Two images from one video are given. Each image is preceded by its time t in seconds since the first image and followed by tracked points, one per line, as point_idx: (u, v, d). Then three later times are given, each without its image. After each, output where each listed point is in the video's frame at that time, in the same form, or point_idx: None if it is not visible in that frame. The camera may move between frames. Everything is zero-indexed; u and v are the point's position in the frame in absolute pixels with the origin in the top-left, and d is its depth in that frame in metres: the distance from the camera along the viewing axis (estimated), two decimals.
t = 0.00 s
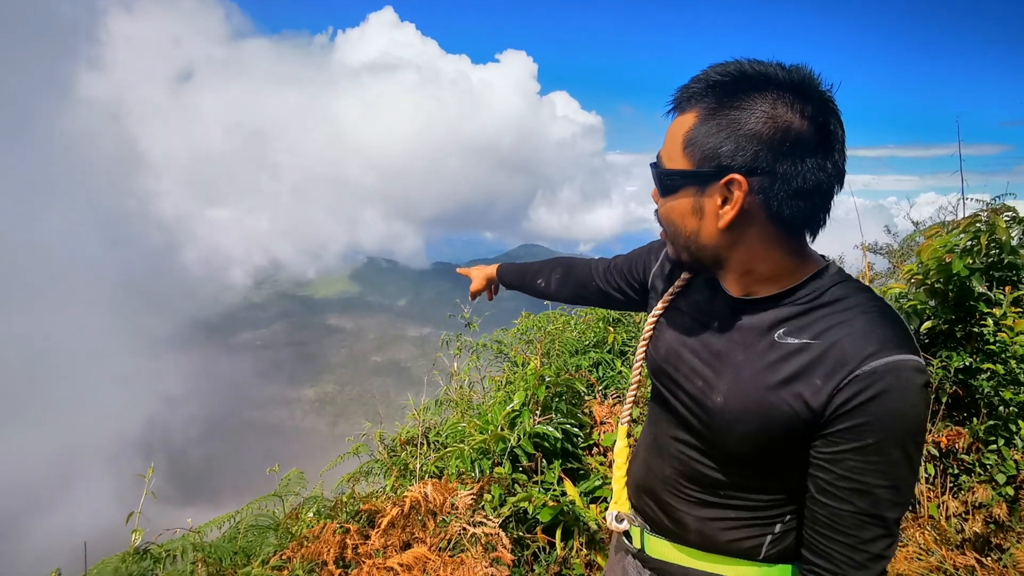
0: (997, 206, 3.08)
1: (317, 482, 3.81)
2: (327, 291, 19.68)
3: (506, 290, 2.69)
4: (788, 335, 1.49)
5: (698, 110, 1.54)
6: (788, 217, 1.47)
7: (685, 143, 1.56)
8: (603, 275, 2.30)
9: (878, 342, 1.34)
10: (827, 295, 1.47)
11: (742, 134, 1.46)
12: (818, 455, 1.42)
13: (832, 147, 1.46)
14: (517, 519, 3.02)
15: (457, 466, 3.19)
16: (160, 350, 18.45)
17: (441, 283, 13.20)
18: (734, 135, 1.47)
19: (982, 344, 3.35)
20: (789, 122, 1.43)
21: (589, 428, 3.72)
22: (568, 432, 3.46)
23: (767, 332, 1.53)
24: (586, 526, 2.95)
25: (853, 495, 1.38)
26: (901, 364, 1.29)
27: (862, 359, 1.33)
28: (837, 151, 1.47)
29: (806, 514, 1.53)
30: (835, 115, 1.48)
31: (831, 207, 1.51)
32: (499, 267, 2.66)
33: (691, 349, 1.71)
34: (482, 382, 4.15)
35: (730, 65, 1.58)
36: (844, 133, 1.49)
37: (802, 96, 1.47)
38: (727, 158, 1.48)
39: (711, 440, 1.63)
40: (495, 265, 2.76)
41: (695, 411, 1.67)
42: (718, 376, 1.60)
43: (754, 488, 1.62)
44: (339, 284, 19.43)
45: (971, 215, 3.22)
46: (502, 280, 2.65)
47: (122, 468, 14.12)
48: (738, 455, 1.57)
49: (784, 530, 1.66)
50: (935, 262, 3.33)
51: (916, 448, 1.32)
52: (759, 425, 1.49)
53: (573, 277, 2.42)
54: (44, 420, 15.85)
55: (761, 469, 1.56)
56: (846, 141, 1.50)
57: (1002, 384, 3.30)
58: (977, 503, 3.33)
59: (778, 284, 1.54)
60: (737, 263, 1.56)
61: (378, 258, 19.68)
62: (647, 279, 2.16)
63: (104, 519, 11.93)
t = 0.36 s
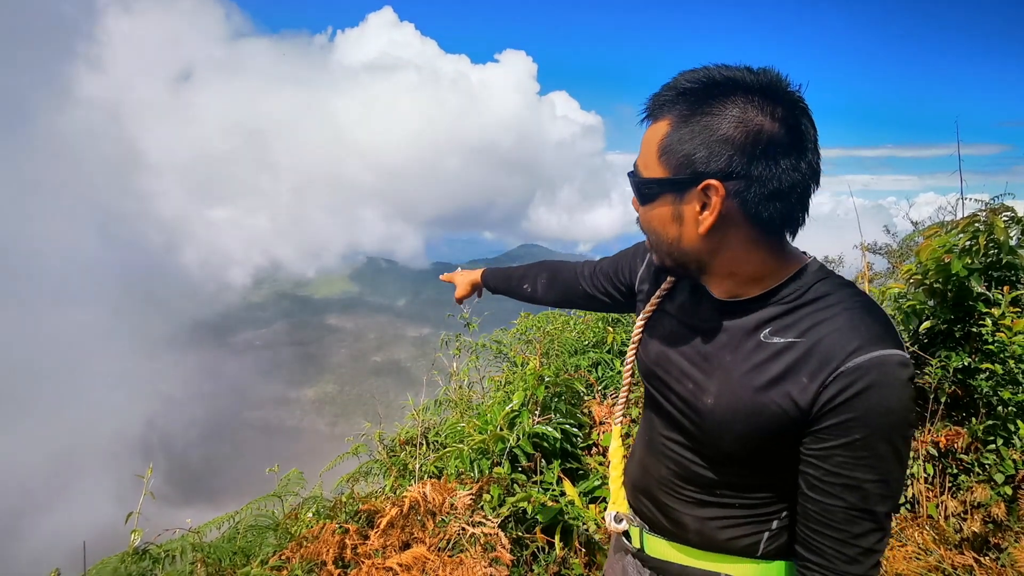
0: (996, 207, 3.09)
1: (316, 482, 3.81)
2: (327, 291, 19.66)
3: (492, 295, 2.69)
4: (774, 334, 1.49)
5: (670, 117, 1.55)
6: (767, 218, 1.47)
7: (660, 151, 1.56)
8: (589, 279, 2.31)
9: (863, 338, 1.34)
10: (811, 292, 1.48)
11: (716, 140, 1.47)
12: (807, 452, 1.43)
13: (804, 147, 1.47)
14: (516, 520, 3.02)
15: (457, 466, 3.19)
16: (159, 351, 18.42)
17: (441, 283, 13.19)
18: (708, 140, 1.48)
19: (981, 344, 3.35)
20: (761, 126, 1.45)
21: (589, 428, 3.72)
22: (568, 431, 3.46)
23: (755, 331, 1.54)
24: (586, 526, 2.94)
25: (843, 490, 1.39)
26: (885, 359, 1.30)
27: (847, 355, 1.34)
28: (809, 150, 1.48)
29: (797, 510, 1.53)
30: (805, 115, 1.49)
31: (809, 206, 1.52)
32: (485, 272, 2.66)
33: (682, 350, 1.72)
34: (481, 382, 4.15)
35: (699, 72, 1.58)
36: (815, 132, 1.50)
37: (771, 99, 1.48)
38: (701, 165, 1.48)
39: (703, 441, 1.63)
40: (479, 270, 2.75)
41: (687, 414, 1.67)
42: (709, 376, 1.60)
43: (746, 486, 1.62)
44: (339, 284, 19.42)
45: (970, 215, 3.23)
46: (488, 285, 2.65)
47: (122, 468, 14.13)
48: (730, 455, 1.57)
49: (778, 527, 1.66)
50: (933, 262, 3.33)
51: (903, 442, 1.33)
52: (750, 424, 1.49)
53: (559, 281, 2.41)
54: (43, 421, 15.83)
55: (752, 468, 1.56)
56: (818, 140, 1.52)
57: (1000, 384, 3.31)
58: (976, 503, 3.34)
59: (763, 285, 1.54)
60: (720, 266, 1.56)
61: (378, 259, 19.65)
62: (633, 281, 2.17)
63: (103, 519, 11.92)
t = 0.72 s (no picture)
0: (995, 207, 3.09)
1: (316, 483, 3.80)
2: (326, 291, 19.64)
3: (485, 297, 2.68)
4: (769, 335, 1.50)
5: (670, 117, 1.53)
6: (769, 217, 1.49)
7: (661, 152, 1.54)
8: (584, 281, 2.31)
9: (856, 338, 1.35)
10: (804, 293, 1.49)
11: (720, 139, 1.46)
12: (801, 452, 1.43)
13: (801, 144, 1.50)
14: (516, 520, 3.01)
15: (457, 467, 3.19)
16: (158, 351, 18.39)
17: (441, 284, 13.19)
18: (714, 139, 1.46)
19: (981, 344, 3.36)
20: (763, 125, 1.45)
21: (588, 428, 3.72)
22: (568, 432, 3.46)
23: (749, 332, 1.54)
24: (585, 527, 2.94)
25: (838, 490, 1.39)
26: (880, 360, 1.30)
27: (842, 355, 1.34)
28: (805, 146, 1.51)
29: (791, 509, 1.53)
30: (799, 112, 1.52)
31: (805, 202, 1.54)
32: (478, 275, 2.65)
33: (676, 352, 1.72)
34: (481, 382, 4.15)
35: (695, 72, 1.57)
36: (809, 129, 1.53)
37: (769, 97, 1.49)
38: (709, 164, 1.47)
39: (700, 443, 1.63)
40: (473, 272, 2.74)
41: (683, 416, 1.66)
42: (704, 377, 1.60)
43: (743, 487, 1.62)
44: (338, 284, 19.41)
45: (970, 215, 3.23)
46: (482, 287, 2.65)
47: (122, 468, 14.12)
48: (726, 456, 1.57)
49: (774, 528, 1.67)
50: (933, 262, 3.34)
51: (897, 442, 1.34)
52: (745, 425, 1.49)
53: (554, 282, 2.41)
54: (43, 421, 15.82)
55: (749, 468, 1.56)
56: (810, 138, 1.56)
57: (999, 384, 3.31)
58: (975, 503, 3.34)
59: (757, 286, 1.54)
60: (721, 269, 1.55)
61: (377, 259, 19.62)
62: (627, 282, 2.17)
63: (102, 520, 11.90)
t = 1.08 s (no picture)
0: (995, 207, 3.10)
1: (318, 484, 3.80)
2: (326, 292, 19.64)
3: (484, 309, 2.71)
4: (765, 321, 1.50)
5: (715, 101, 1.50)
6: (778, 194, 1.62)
7: (723, 139, 1.48)
8: (581, 288, 2.32)
9: (850, 316, 1.35)
10: (800, 278, 1.49)
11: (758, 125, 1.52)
12: (794, 430, 1.43)
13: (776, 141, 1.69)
14: (518, 521, 3.02)
15: (457, 467, 3.19)
16: (158, 352, 18.39)
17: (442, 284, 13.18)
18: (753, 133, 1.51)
19: (981, 344, 3.36)
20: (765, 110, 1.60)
21: (589, 429, 3.72)
22: (568, 433, 3.46)
23: (747, 320, 1.55)
24: (586, 528, 2.93)
25: (823, 467, 1.39)
26: (871, 336, 1.30)
27: (835, 332, 1.35)
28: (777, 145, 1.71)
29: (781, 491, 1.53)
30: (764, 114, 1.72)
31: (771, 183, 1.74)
32: (477, 287, 2.69)
33: (678, 349, 1.72)
34: (482, 383, 4.15)
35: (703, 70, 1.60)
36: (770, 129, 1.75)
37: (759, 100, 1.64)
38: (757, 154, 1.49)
39: (706, 440, 1.62)
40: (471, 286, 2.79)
41: (688, 414, 1.66)
42: (705, 371, 1.60)
43: (747, 483, 1.62)
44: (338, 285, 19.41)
45: (970, 215, 3.23)
46: (482, 299, 2.67)
47: (122, 469, 14.12)
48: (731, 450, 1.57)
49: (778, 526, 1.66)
50: (933, 262, 3.34)
51: (890, 423, 1.32)
52: (746, 418, 1.49)
53: (553, 291, 2.43)
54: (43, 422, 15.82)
55: (752, 461, 1.56)
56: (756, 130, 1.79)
57: (1000, 384, 3.30)
58: (976, 503, 3.34)
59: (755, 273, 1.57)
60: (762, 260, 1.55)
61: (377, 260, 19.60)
62: (623, 288, 2.18)
63: (102, 521, 11.90)
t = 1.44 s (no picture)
0: (996, 207, 3.09)
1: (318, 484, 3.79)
2: (326, 292, 19.64)
3: (493, 306, 2.73)
4: (763, 324, 1.51)
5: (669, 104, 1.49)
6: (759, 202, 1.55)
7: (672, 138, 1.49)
8: (588, 287, 2.33)
9: (849, 322, 1.35)
10: (797, 281, 1.50)
11: (720, 118, 1.48)
12: (795, 438, 1.42)
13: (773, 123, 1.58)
14: (519, 522, 3.01)
15: (458, 468, 3.19)
16: (157, 353, 18.38)
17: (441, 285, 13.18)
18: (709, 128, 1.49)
19: (981, 344, 3.36)
20: (749, 109, 1.51)
21: (590, 429, 3.72)
22: (570, 433, 3.46)
23: (744, 323, 1.55)
24: (588, 528, 2.92)
25: (827, 477, 1.38)
26: (872, 342, 1.30)
27: (834, 338, 1.35)
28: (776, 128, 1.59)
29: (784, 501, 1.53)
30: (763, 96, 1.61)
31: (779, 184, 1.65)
32: (486, 285, 2.70)
33: (677, 351, 1.72)
34: (482, 383, 4.15)
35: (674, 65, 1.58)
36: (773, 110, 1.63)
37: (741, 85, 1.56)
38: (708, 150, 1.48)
39: (704, 444, 1.62)
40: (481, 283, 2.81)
41: (688, 417, 1.66)
42: (703, 374, 1.60)
43: (747, 487, 1.62)
44: (338, 286, 19.43)
45: (971, 215, 3.23)
46: (490, 297, 2.68)
47: (122, 470, 14.11)
48: (729, 455, 1.57)
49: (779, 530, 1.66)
50: (934, 262, 3.34)
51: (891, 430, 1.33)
52: (743, 421, 1.49)
53: (560, 289, 2.44)
54: (42, 423, 15.81)
55: (751, 465, 1.56)
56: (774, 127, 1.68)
57: (1001, 384, 3.30)
58: (977, 503, 3.34)
59: (750, 274, 1.58)
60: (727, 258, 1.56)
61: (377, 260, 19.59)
62: (628, 287, 2.18)
63: (102, 522, 11.89)
